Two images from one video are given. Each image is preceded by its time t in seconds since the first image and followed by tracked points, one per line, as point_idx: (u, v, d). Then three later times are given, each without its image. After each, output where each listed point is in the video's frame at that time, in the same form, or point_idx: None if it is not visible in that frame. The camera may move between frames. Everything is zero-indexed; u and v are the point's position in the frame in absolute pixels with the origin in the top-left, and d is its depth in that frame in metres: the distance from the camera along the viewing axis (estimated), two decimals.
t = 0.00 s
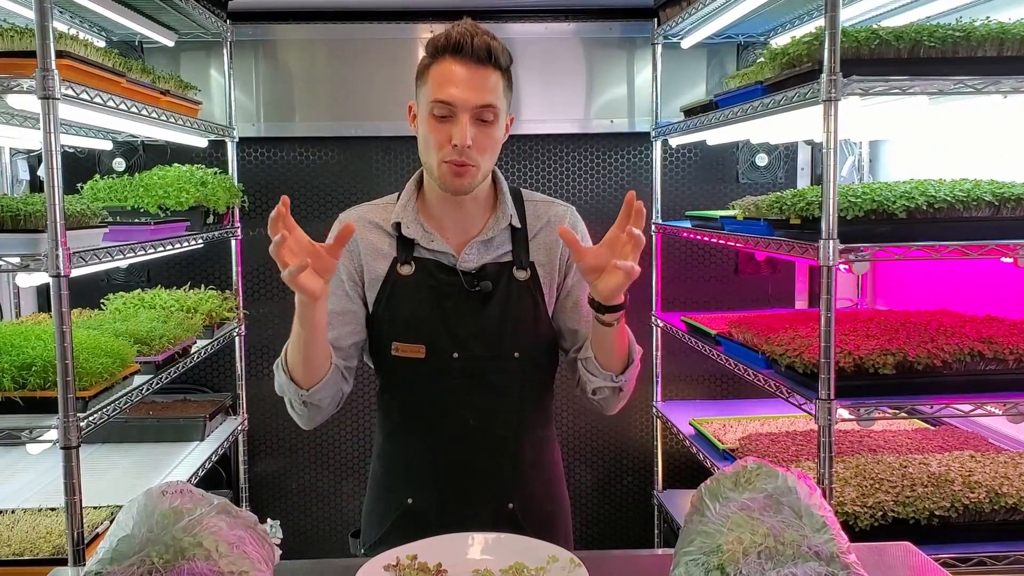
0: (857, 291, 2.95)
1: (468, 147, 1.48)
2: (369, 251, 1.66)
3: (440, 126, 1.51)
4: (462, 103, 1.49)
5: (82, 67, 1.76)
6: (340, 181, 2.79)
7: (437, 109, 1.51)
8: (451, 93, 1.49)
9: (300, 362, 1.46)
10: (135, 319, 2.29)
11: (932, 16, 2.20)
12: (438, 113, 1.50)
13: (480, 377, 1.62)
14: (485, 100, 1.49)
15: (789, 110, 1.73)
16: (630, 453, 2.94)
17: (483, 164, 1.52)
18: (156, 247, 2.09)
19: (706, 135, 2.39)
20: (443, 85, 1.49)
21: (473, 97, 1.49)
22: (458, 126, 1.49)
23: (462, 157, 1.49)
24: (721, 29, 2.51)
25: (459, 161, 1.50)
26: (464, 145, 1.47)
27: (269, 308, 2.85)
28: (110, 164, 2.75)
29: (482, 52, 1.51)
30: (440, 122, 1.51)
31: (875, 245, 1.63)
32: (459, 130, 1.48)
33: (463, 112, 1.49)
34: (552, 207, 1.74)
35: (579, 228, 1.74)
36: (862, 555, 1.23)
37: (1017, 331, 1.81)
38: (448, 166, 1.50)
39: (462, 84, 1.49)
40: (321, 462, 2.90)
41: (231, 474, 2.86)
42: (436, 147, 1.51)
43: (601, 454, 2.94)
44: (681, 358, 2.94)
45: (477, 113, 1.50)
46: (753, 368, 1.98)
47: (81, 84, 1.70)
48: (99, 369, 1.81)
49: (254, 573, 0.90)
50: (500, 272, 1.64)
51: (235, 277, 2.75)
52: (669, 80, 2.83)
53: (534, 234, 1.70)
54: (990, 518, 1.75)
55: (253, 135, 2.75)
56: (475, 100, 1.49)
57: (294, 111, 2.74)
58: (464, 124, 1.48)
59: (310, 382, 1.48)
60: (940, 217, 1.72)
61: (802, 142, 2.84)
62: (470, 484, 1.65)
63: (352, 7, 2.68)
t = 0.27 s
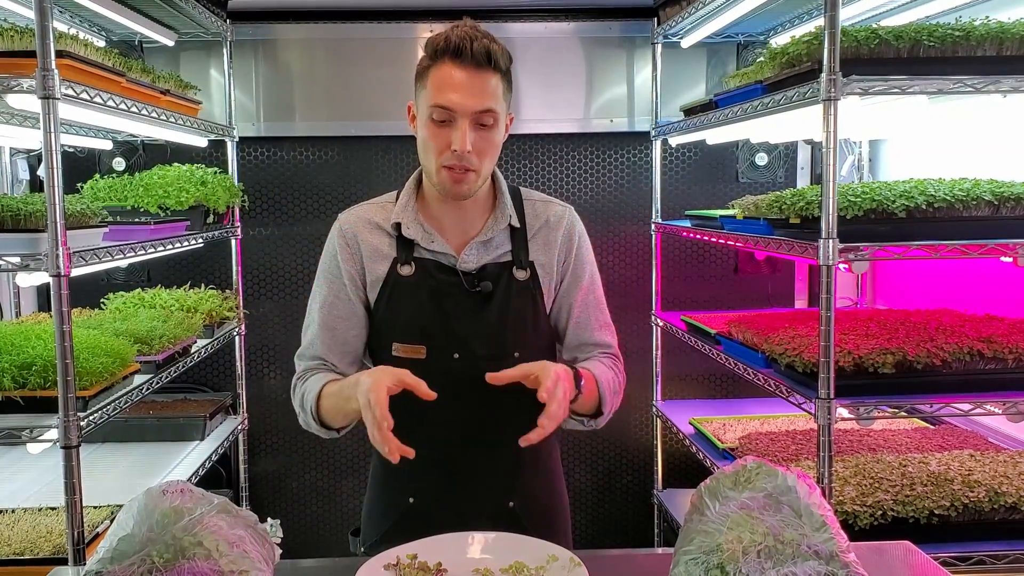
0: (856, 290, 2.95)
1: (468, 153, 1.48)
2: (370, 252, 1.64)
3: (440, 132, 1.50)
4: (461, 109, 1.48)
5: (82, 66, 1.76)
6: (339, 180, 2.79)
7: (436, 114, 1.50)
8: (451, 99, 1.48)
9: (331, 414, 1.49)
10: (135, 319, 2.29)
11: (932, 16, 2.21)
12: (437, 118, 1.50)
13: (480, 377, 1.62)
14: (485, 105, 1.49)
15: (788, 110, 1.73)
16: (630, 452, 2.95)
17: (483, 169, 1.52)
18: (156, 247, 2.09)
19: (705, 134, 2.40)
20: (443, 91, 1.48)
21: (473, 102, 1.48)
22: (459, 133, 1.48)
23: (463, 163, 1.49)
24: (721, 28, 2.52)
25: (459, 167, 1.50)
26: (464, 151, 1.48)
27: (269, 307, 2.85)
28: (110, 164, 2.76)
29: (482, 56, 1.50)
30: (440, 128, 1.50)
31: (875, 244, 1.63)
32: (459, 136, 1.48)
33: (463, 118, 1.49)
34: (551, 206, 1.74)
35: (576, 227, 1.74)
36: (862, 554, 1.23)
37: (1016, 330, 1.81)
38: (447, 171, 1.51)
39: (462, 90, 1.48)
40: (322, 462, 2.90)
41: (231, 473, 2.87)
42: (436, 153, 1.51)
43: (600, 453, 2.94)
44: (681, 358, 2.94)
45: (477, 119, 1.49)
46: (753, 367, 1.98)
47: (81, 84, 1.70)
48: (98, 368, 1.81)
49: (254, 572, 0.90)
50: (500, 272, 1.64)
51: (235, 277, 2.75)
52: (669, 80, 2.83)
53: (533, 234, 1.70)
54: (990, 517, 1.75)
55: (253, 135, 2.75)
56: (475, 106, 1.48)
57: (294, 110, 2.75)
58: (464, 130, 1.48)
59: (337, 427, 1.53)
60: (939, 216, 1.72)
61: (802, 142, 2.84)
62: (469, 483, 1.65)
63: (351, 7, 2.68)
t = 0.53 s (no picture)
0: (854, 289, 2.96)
1: (467, 158, 1.48)
2: (368, 251, 1.64)
3: (439, 136, 1.50)
4: (460, 113, 1.47)
5: (81, 66, 1.75)
6: (338, 179, 2.79)
7: (435, 118, 1.49)
8: (450, 104, 1.47)
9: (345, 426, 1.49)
10: (134, 318, 2.29)
11: (930, 16, 2.21)
12: (436, 122, 1.49)
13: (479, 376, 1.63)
14: (484, 109, 1.48)
15: (787, 109, 1.73)
16: (629, 451, 2.95)
17: (482, 172, 1.53)
18: (155, 246, 2.09)
19: (704, 134, 2.40)
20: (442, 95, 1.47)
21: (473, 107, 1.47)
22: (458, 137, 1.48)
23: (462, 167, 1.50)
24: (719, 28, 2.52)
25: (458, 170, 1.51)
26: (463, 156, 1.48)
27: (268, 307, 2.85)
28: (109, 163, 2.76)
29: (482, 59, 1.48)
30: (438, 131, 1.50)
31: (873, 244, 1.63)
32: (457, 140, 1.48)
33: (463, 123, 1.48)
34: (548, 204, 1.73)
35: (573, 226, 1.73)
36: (860, 553, 1.23)
37: (1014, 330, 1.81)
38: (446, 174, 1.51)
39: (461, 94, 1.47)
40: (320, 461, 2.90)
41: (230, 473, 2.87)
42: (435, 156, 1.51)
43: (599, 453, 2.94)
44: (679, 357, 2.94)
45: (476, 123, 1.49)
46: (751, 367, 1.98)
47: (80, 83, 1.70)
48: (97, 368, 1.81)
49: (253, 571, 0.90)
50: (498, 271, 1.64)
51: (234, 276, 2.75)
52: (668, 79, 2.83)
53: (530, 233, 1.69)
54: (988, 516, 1.75)
55: (252, 134, 2.75)
56: (475, 110, 1.48)
57: (293, 110, 2.75)
58: (464, 135, 1.48)
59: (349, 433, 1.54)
60: (937, 216, 1.72)
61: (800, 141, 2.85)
62: (468, 483, 1.65)
63: (350, 6, 2.68)
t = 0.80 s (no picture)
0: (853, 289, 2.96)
1: (467, 161, 1.48)
2: (363, 252, 1.61)
3: (439, 138, 1.49)
4: (461, 116, 1.47)
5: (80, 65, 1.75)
6: (337, 179, 2.79)
7: (436, 120, 1.49)
8: (452, 106, 1.46)
9: (365, 412, 1.48)
10: (134, 318, 2.29)
11: (929, 15, 2.21)
12: (436, 124, 1.49)
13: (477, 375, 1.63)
14: (484, 112, 1.48)
15: (785, 109, 1.73)
16: (628, 450, 2.95)
17: (481, 174, 1.53)
18: (154, 246, 2.09)
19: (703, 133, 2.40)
20: (443, 97, 1.47)
21: (474, 110, 1.47)
22: (458, 140, 1.48)
23: (461, 169, 1.50)
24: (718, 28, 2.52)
25: (458, 173, 1.51)
26: (463, 159, 1.48)
27: (267, 306, 2.85)
28: (108, 162, 2.76)
29: (484, 62, 1.48)
30: (439, 133, 1.49)
31: (872, 244, 1.63)
32: (458, 143, 1.48)
33: (464, 125, 1.48)
34: (545, 204, 1.74)
35: (570, 227, 1.76)
36: (858, 552, 1.23)
37: (1013, 329, 1.81)
38: (446, 178, 1.51)
39: (463, 97, 1.47)
40: (320, 461, 2.90)
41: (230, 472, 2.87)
42: (434, 159, 1.51)
43: (598, 452, 2.95)
44: (678, 356, 2.95)
45: (477, 126, 1.49)
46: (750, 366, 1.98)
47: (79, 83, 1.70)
48: (97, 367, 1.81)
49: (253, 570, 0.91)
50: (497, 272, 1.64)
51: (233, 276, 2.75)
52: (667, 79, 2.83)
53: (528, 233, 1.70)
54: (986, 515, 1.76)
55: (251, 134, 2.75)
56: (476, 113, 1.48)
57: (292, 109, 2.75)
58: (464, 137, 1.48)
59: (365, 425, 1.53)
60: (936, 216, 1.72)
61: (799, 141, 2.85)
62: (466, 483, 1.65)
63: (349, 5, 2.68)
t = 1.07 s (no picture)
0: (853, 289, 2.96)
1: (468, 170, 1.49)
2: (379, 259, 1.52)
3: (441, 147, 1.48)
4: (461, 126, 1.47)
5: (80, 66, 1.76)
6: (337, 179, 2.80)
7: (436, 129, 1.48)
8: (453, 115, 1.46)
9: (423, 432, 1.33)
10: (134, 318, 2.29)
11: (928, 15, 2.21)
12: (435, 134, 1.48)
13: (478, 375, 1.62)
14: (484, 121, 1.48)
15: (785, 109, 1.73)
16: (627, 450, 2.95)
17: (481, 182, 1.54)
18: (154, 246, 2.09)
19: (702, 133, 2.40)
20: (444, 106, 1.46)
21: (475, 118, 1.47)
22: (460, 149, 1.48)
23: (463, 178, 1.50)
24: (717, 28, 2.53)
25: (459, 182, 1.50)
26: (464, 168, 1.48)
27: (266, 306, 2.85)
28: (108, 163, 2.76)
29: (483, 70, 1.48)
30: (440, 142, 1.49)
31: (871, 243, 1.63)
32: (458, 153, 1.48)
33: (465, 134, 1.48)
34: (524, 206, 1.82)
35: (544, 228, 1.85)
36: (858, 552, 1.24)
37: (1012, 329, 1.82)
38: (446, 187, 1.51)
39: (464, 105, 1.46)
40: (320, 461, 2.91)
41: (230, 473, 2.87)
42: (436, 168, 1.50)
43: (598, 452, 2.95)
44: (678, 356, 2.95)
45: (478, 134, 1.49)
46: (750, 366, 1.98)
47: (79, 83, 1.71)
48: (97, 368, 1.81)
49: (253, 570, 0.91)
50: (500, 273, 1.67)
51: (233, 276, 2.75)
52: (667, 79, 2.83)
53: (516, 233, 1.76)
54: (985, 515, 1.76)
55: (251, 134, 2.75)
56: (477, 121, 1.48)
57: (292, 110, 2.75)
58: (466, 146, 1.48)
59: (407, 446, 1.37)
60: (935, 215, 1.72)
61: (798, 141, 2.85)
62: (466, 483, 1.65)
63: (349, 5, 2.68)
